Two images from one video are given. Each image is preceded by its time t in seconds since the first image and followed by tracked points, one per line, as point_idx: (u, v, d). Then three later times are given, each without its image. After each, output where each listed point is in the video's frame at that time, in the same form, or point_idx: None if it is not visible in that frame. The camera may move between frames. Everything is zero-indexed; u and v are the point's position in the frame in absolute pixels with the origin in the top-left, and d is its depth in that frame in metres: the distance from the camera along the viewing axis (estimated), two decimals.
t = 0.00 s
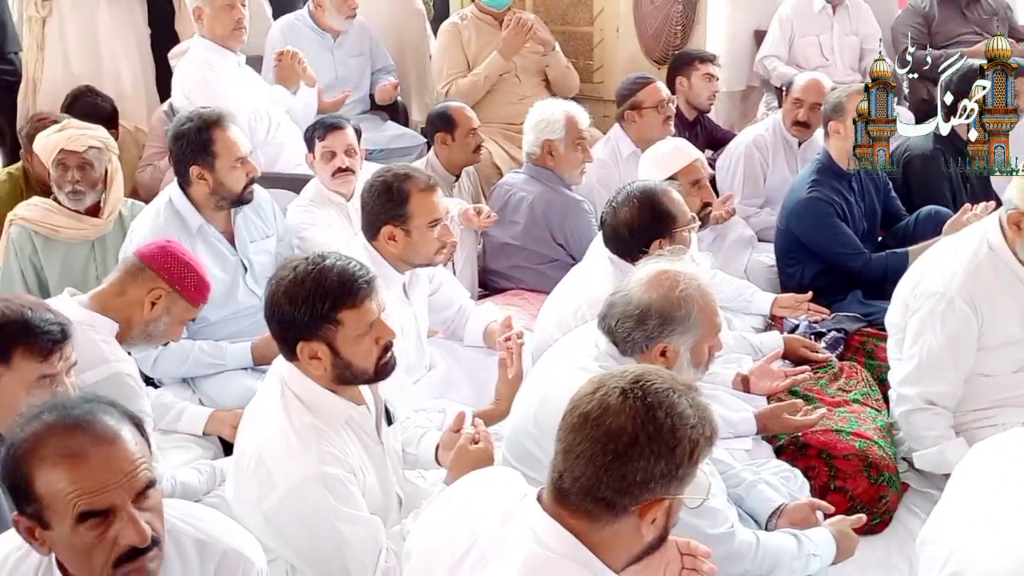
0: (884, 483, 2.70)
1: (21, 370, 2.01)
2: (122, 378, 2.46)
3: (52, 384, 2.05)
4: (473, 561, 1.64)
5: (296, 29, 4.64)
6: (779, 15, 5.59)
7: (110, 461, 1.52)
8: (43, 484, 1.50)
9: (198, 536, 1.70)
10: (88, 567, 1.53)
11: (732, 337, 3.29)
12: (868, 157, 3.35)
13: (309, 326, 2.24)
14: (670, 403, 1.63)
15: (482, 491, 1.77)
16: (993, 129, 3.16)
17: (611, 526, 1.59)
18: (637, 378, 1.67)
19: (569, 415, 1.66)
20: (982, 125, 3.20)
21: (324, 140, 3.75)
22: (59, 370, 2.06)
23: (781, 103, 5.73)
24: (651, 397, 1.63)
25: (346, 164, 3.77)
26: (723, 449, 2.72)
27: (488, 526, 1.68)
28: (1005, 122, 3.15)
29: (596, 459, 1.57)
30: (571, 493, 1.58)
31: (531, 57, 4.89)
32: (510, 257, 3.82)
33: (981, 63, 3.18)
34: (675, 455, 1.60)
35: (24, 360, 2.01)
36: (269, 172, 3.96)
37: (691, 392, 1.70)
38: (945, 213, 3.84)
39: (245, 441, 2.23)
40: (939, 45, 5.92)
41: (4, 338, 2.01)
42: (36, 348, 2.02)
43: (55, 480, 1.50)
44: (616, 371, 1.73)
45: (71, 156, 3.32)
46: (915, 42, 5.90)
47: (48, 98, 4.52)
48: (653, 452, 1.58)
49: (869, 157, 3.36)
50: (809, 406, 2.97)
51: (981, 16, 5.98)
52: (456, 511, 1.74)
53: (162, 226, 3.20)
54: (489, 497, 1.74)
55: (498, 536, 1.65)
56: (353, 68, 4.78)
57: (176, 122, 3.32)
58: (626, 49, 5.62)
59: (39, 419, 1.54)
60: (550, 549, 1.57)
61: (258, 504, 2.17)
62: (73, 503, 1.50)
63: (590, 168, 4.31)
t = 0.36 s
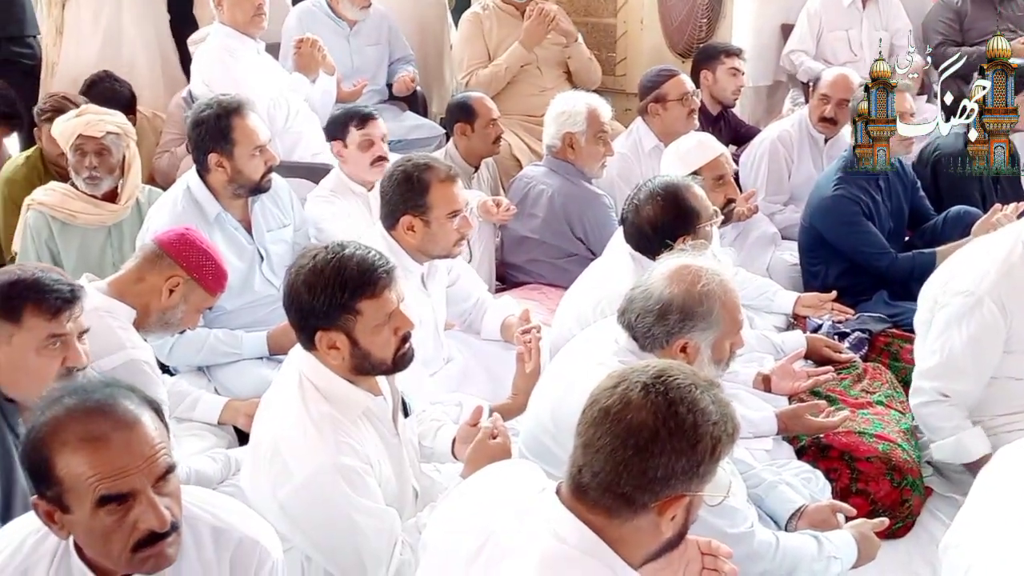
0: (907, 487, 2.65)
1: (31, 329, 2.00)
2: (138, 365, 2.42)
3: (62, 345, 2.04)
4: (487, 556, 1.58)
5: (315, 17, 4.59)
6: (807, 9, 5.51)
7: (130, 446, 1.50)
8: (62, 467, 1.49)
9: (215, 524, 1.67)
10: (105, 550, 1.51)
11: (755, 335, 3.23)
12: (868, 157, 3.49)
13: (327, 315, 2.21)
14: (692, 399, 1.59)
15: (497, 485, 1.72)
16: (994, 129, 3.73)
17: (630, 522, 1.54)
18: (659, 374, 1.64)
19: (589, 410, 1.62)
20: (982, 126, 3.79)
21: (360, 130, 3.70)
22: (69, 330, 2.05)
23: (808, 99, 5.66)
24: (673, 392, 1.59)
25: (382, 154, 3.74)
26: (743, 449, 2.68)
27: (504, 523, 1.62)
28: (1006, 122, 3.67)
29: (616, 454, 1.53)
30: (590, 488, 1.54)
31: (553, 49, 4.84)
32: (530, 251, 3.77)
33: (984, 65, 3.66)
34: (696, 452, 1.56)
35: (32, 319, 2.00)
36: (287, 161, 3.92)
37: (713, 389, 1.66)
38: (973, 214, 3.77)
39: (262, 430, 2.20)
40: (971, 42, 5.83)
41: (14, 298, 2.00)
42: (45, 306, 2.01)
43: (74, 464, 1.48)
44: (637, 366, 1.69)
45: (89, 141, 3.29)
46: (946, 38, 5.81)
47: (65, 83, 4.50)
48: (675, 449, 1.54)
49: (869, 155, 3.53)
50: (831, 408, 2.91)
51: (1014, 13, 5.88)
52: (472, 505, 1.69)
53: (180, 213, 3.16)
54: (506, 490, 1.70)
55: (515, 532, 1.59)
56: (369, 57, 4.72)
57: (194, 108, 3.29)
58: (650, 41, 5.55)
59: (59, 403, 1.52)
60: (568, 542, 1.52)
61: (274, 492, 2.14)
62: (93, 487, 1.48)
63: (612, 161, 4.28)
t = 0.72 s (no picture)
0: (941, 485, 2.58)
1: (61, 312, 1.97)
2: (162, 359, 2.40)
3: (91, 329, 2.00)
4: (515, 550, 1.54)
5: (339, 10, 4.56)
6: None
7: (161, 438, 1.50)
8: (92, 460, 1.49)
9: (242, 517, 1.64)
10: (134, 543, 1.50)
11: (785, 330, 3.18)
12: (869, 156, 3.67)
13: (354, 309, 2.18)
14: (725, 394, 1.53)
15: (526, 477, 1.66)
16: (994, 129, 3.99)
17: (660, 519, 1.50)
18: (691, 367, 1.58)
19: (619, 404, 1.57)
20: (981, 126, 4.01)
21: (412, 130, 3.68)
22: (99, 314, 2.01)
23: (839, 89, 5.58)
24: (705, 387, 1.53)
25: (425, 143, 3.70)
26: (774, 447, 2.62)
27: (532, 516, 1.57)
28: (1006, 123, 3.95)
29: (646, 450, 1.48)
30: (620, 483, 1.49)
31: (579, 40, 4.79)
32: (556, 244, 3.72)
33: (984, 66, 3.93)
34: (728, 448, 1.51)
35: (62, 299, 1.97)
36: (311, 154, 3.89)
37: (747, 383, 1.60)
38: (1009, 207, 3.71)
39: (289, 423, 2.18)
40: (1007, 31, 5.72)
41: (44, 280, 1.98)
42: (76, 287, 1.98)
43: (105, 456, 1.49)
44: (668, 359, 1.63)
45: (113, 135, 3.28)
46: (982, 28, 5.71)
47: (87, 76, 4.48)
48: (706, 445, 1.49)
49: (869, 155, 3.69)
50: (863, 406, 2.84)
51: None
52: (498, 500, 1.63)
53: (204, 207, 3.13)
54: (536, 484, 1.63)
55: (543, 526, 1.54)
56: (393, 49, 4.68)
57: (219, 100, 3.26)
58: (678, 32, 5.48)
59: (90, 395, 1.54)
60: (597, 537, 1.48)
61: (299, 487, 2.11)
62: (122, 479, 1.48)
63: (639, 154, 4.23)
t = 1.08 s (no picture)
0: (955, 471, 2.56)
1: (79, 290, 1.97)
2: (175, 341, 2.39)
3: (109, 309, 2.00)
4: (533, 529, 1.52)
5: None
6: None
7: (174, 419, 1.49)
8: (106, 440, 1.48)
9: (254, 499, 1.62)
10: (149, 523, 1.50)
11: (797, 315, 3.15)
12: (869, 156, 3.75)
13: (365, 291, 2.17)
14: (739, 379, 1.51)
15: (539, 459, 1.66)
16: (993, 129, 4.03)
17: (674, 503, 1.48)
18: (704, 352, 1.56)
19: (632, 389, 1.55)
20: (981, 125, 3.98)
21: (430, 119, 3.66)
22: (116, 294, 2.01)
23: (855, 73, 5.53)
24: (719, 371, 1.51)
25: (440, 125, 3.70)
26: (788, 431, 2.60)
27: (547, 498, 1.56)
28: (1004, 121, 4.05)
29: (660, 435, 1.46)
30: (633, 467, 1.48)
31: (592, 23, 4.75)
32: (568, 228, 3.69)
33: (983, 67, 4.18)
34: (742, 433, 1.49)
35: (81, 280, 1.97)
36: (322, 138, 3.88)
37: (761, 366, 1.58)
38: None
39: (301, 406, 2.17)
40: None
41: (62, 258, 1.97)
42: (95, 265, 1.98)
43: (118, 437, 1.48)
44: (681, 344, 1.61)
45: (123, 118, 3.26)
46: (1001, 11, 5.65)
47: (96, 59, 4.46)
48: (720, 430, 1.48)
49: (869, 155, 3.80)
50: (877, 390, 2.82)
51: None
52: (511, 482, 1.63)
53: (215, 189, 3.12)
54: (549, 466, 1.63)
55: (558, 506, 1.53)
56: (405, 32, 4.65)
57: (229, 82, 3.25)
58: (692, 15, 5.43)
59: (104, 376, 1.53)
60: (610, 519, 1.47)
61: (311, 468, 2.11)
62: (136, 460, 1.47)
63: (651, 137, 4.20)
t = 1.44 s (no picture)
0: (970, 455, 2.54)
1: (106, 266, 1.97)
2: (191, 316, 2.40)
3: (133, 286, 2.01)
4: (547, 506, 1.53)
5: None
6: None
7: (193, 391, 1.50)
8: (126, 411, 1.50)
9: (270, 470, 1.63)
10: (168, 494, 1.51)
11: (813, 298, 3.13)
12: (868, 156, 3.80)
13: (381, 269, 2.18)
14: (753, 362, 1.51)
15: (553, 438, 1.67)
16: (993, 129, 3.77)
17: (692, 484, 1.49)
18: (716, 335, 1.55)
19: (645, 374, 1.54)
20: (982, 126, 3.69)
21: (446, 94, 3.65)
22: (142, 273, 2.02)
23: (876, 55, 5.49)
24: (733, 354, 1.50)
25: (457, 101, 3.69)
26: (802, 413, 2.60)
27: (563, 471, 1.57)
28: (1003, 122, 3.82)
29: (676, 421, 1.46)
30: (651, 452, 1.48)
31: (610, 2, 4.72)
32: (584, 209, 3.68)
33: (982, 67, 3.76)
34: (758, 414, 1.49)
35: (108, 258, 1.97)
36: (339, 116, 3.87)
37: (771, 344, 1.58)
38: None
39: (317, 380, 2.18)
40: None
41: (90, 235, 1.98)
42: (122, 244, 1.99)
43: (138, 408, 1.49)
44: (692, 325, 1.60)
45: (139, 92, 3.25)
46: None
47: (113, 34, 4.46)
48: (736, 412, 1.47)
49: (870, 154, 3.84)
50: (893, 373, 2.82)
51: None
52: (524, 458, 1.64)
53: (232, 165, 3.12)
54: (564, 443, 1.64)
55: (573, 480, 1.54)
56: (422, 10, 4.63)
57: (246, 59, 3.24)
58: None
59: (125, 348, 1.54)
60: (625, 496, 1.47)
61: (326, 443, 2.12)
62: (156, 431, 1.48)
63: (668, 118, 4.20)
